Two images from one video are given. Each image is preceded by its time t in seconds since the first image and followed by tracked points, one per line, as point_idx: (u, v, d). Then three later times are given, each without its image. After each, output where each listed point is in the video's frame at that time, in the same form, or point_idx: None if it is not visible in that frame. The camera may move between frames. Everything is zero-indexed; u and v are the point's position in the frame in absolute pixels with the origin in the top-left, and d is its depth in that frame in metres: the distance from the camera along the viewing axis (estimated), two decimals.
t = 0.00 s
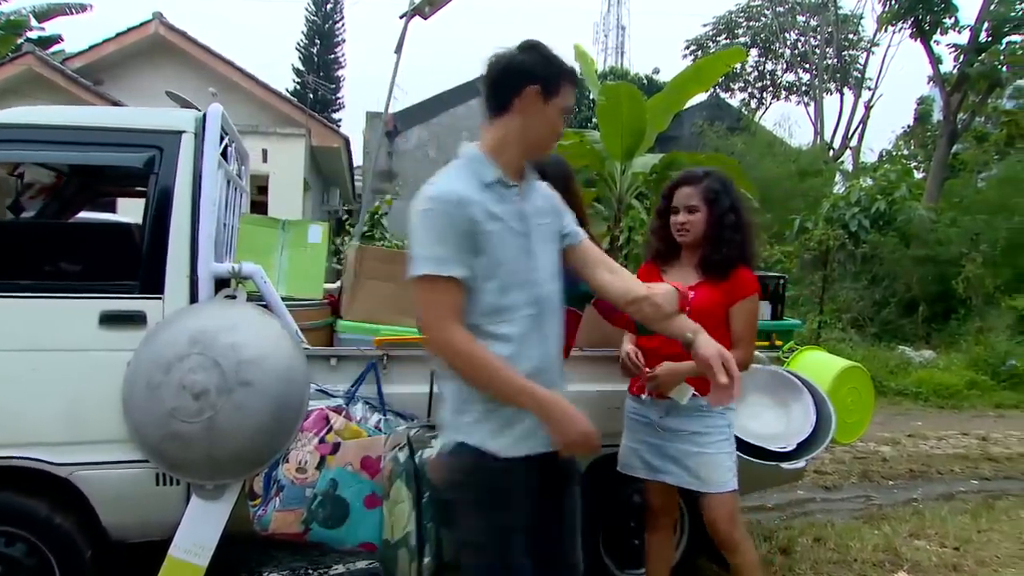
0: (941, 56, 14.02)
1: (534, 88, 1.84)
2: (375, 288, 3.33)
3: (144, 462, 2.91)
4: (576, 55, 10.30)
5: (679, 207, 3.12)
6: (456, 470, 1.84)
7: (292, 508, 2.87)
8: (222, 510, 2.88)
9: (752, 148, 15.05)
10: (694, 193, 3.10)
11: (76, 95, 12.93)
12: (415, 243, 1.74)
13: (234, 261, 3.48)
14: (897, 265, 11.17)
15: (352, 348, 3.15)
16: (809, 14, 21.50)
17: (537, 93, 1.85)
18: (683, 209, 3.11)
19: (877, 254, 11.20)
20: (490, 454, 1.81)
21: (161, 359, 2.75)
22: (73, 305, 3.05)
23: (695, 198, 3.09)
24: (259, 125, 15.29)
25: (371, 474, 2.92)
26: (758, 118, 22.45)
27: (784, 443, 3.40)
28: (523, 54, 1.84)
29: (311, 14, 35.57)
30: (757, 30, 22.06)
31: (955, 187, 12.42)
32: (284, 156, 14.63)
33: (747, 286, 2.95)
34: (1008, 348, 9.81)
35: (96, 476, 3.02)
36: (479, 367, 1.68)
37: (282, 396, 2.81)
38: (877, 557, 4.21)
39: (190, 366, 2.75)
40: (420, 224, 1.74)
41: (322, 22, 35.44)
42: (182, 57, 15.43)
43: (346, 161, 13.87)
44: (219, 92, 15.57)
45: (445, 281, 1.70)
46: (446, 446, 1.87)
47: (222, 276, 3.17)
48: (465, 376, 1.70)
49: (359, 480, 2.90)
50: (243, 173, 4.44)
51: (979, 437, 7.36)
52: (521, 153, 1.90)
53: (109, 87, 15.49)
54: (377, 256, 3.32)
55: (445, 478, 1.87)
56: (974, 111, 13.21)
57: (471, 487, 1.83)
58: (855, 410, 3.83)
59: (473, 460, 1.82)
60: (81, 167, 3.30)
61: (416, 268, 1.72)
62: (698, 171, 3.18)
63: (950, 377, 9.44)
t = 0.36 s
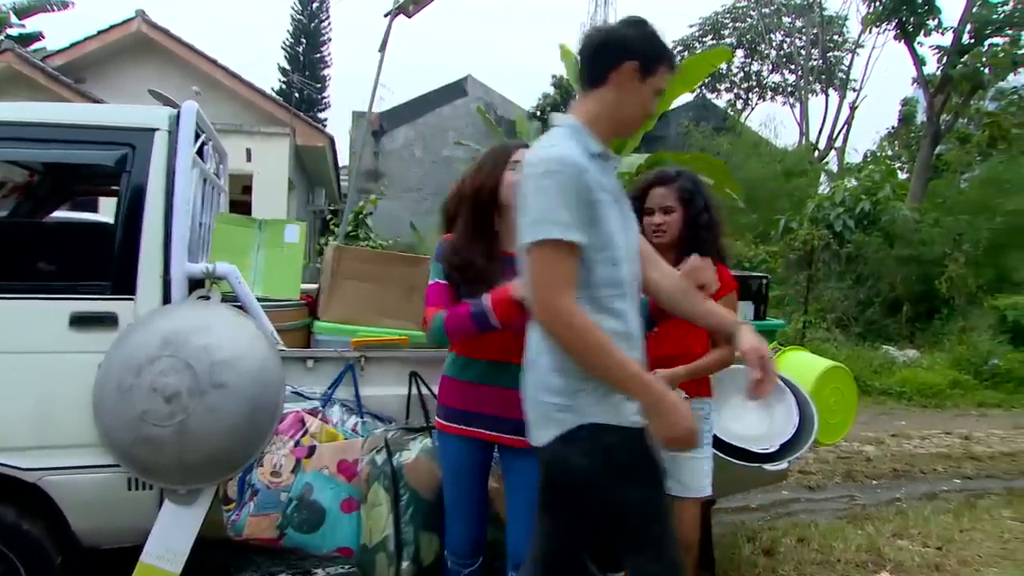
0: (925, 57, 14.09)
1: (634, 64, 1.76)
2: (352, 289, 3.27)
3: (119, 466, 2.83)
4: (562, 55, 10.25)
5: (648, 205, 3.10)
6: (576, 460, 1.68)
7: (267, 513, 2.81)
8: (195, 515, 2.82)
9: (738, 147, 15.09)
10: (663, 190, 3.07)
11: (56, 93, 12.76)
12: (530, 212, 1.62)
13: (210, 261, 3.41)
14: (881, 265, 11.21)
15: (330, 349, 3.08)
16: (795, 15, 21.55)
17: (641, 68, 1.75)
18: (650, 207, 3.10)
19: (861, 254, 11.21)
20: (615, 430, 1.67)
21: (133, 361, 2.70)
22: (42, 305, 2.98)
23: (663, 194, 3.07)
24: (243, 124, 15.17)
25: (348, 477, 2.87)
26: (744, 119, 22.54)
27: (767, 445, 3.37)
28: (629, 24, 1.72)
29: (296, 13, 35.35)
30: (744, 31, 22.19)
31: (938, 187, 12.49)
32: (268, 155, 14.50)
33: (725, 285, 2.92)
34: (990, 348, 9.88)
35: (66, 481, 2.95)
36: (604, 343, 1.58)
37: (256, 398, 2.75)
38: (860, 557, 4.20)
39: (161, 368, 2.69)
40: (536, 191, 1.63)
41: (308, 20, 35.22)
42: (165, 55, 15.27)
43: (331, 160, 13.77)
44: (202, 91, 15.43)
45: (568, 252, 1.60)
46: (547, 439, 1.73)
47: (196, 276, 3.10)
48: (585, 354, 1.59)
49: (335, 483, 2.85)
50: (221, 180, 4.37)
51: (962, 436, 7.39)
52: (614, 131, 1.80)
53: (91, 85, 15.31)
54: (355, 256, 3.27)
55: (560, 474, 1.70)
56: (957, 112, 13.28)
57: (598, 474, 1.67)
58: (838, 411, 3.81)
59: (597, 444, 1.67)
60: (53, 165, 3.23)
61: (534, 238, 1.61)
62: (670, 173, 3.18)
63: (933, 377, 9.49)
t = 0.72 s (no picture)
0: (902, 58, 14.17)
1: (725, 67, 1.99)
2: (319, 289, 3.19)
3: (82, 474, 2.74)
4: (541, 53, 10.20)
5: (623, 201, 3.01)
6: (682, 455, 1.87)
7: (233, 518, 2.73)
8: (159, 521, 2.73)
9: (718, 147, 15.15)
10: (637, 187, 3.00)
11: (28, 89, 12.54)
12: (676, 216, 1.79)
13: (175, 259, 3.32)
14: (859, 264, 11.19)
15: (298, 350, 3.02)
16: (775, 15, 21.63)
17: (733, 69, 1.99)
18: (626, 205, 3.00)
19: (840, 253, 11.27)
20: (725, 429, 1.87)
21: (93, 363, 2.62)
22: None
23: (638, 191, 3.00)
24: (220, 122, 15.00)
25: (316, 481, 2.80)
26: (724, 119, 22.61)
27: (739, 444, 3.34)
28: (729, 26, 1.96)
29: (276, 10, 35.04)
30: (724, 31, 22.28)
31: (915, 187, 12.58)
32: (246, 153, 14.33)
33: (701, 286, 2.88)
34: (966, 346, 9.98)
35: (24, 487, 2.86)
36: (743, 344, 1.76)
37: (221, 401, 2.67)
38: (837, 557, 4.19)
39: (122, 370, 2.61)
40: (678, 198, 1.80)
41: (288, 18, 34.93)
42: (141, 51, 15.06)
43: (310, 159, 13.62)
44: (179, 88, 15.23)
45: (708, 258, 1.78)
46: (662, 433, 1.90)
47: (160, 276, 3.01)
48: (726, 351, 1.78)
49: (303, 488, 2.78)
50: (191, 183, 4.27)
51: (939, 434, 7.44)
52: (705, 122, 2.04)
53: (64, 82, 15.04)
54: (323, 255, 3.20)
55: (667, 468, 1.89)
56: (933, 112, 13.37)
57: (701, 473, 1.86)
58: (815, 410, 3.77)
59: (704, 441, 1.87)
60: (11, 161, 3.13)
61: (679, 244, 1.77)
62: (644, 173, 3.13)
63: (910, 375, 9.55)
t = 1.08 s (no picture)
0: (882, 58, 14.20)
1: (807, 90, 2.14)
2: (289, 290, 3.12)
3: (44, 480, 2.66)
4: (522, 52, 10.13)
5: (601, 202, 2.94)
6: (790, 455, 2.00)
7: (197, 525, 2.66)
8: (122, 529, 2.65)
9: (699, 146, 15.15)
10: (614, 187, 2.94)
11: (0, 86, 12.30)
12: (810, 233, 1.92)
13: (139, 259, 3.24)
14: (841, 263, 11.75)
15: (267, 353, 2.95)
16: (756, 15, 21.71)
17: (817, 92, 2.16)
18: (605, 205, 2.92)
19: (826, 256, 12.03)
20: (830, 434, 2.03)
21: (52, 366, 2.54)
22: None
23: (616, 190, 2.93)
24: (199, 120, 14.82)
25: (285, 486, 2.74)
26: (706, 118, 22.70)
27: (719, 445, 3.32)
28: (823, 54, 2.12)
29: (257, 7, 34.70)
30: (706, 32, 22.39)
31: (894, 187, 12.64)
32: (226, 151, 14.16)
33: (687, 278, 2.79)
34: (944, 344, 10.06)
35: None
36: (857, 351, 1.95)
37: (186, 404, 2.59)
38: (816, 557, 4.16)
39: (82, 373, 2.53)
40: (812, 214, 1.93)
41: (268, 16, 34.62)
42: (117, 48, 14.84)
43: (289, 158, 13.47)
44: (157, 86, 15.04)
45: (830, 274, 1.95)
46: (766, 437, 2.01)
47: (123, 276, 2.92)
48: (843, 359, 1.95)
49: (272, 493, 2.72)
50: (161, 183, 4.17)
51: (917, 431, 7.47)
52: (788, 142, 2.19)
53: (39, 79, 14.80)
54: (292, 255, 3.13)
55: (774, 467, 2.00)
56: (912, 113, 13.36)
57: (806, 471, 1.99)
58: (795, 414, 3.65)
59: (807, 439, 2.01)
60: None
61: (813, 258, 1.91)
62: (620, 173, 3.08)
63: (890, 373, 9.61)
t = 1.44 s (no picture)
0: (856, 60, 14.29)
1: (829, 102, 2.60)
2: (251, 289, 3.03)
3: None
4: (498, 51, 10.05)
5: (541, 204, 2.86)
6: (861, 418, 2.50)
7: (153, 533, 2.56)
8: (75, 539, 2.55)
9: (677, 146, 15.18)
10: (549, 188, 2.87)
11: None
12: (870, 223, 2.41)
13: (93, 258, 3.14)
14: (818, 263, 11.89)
15: (226, 355, 2.86)
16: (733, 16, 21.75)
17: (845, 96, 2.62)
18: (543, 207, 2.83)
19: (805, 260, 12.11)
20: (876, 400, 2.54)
21: None
22: None
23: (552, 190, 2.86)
24: (172, 117, 14.60)
25: (244, 492, 2.64)
26: (684, 118, 22.76)
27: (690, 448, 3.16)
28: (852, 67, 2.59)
29: (233, 4, 34.26)
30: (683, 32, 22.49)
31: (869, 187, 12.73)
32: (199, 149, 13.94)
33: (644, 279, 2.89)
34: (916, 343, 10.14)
35: None
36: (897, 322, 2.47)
37: (141, 408, 2.49)
38: (788, 557, 4.15)
39: (31, 377, 2.43)
40: (869, 208, 2.42)
41: (244, 12, 34.16)
42: (87, 44, 14.56)
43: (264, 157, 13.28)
44: (128, 82, 14.79)
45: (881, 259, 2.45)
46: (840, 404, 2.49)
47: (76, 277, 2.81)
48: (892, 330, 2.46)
49: (231, 499, 2.62)
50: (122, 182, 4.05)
51: (891, 429, 7.52)
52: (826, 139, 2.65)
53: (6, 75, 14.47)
54: (254, 253, 3.03)
55: (849, 426, 2.49)
56: (886, 113, 13.18)
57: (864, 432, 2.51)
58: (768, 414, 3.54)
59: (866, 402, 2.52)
60: None
61: (875, 245, 2.41)
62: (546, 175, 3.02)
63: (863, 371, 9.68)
